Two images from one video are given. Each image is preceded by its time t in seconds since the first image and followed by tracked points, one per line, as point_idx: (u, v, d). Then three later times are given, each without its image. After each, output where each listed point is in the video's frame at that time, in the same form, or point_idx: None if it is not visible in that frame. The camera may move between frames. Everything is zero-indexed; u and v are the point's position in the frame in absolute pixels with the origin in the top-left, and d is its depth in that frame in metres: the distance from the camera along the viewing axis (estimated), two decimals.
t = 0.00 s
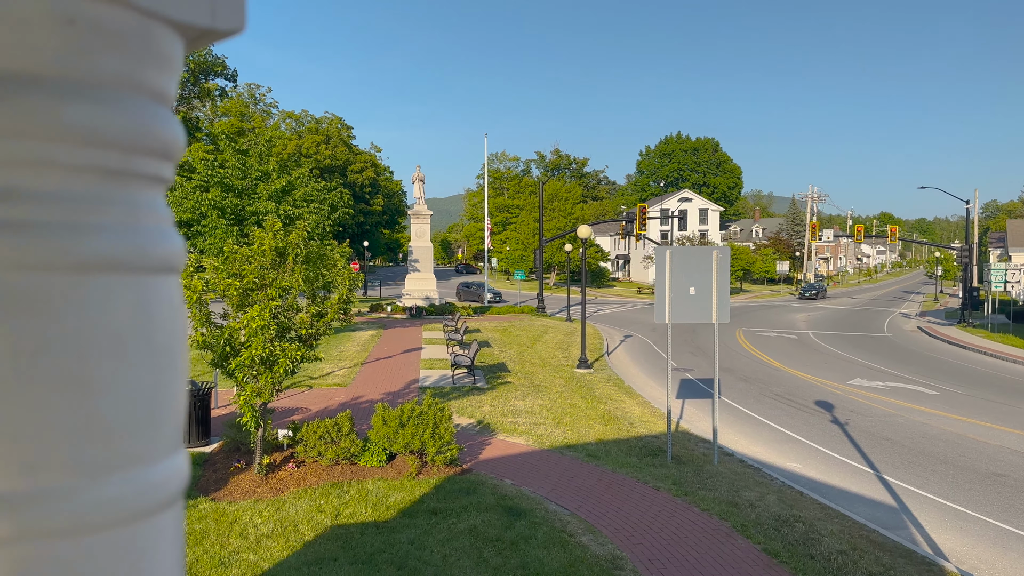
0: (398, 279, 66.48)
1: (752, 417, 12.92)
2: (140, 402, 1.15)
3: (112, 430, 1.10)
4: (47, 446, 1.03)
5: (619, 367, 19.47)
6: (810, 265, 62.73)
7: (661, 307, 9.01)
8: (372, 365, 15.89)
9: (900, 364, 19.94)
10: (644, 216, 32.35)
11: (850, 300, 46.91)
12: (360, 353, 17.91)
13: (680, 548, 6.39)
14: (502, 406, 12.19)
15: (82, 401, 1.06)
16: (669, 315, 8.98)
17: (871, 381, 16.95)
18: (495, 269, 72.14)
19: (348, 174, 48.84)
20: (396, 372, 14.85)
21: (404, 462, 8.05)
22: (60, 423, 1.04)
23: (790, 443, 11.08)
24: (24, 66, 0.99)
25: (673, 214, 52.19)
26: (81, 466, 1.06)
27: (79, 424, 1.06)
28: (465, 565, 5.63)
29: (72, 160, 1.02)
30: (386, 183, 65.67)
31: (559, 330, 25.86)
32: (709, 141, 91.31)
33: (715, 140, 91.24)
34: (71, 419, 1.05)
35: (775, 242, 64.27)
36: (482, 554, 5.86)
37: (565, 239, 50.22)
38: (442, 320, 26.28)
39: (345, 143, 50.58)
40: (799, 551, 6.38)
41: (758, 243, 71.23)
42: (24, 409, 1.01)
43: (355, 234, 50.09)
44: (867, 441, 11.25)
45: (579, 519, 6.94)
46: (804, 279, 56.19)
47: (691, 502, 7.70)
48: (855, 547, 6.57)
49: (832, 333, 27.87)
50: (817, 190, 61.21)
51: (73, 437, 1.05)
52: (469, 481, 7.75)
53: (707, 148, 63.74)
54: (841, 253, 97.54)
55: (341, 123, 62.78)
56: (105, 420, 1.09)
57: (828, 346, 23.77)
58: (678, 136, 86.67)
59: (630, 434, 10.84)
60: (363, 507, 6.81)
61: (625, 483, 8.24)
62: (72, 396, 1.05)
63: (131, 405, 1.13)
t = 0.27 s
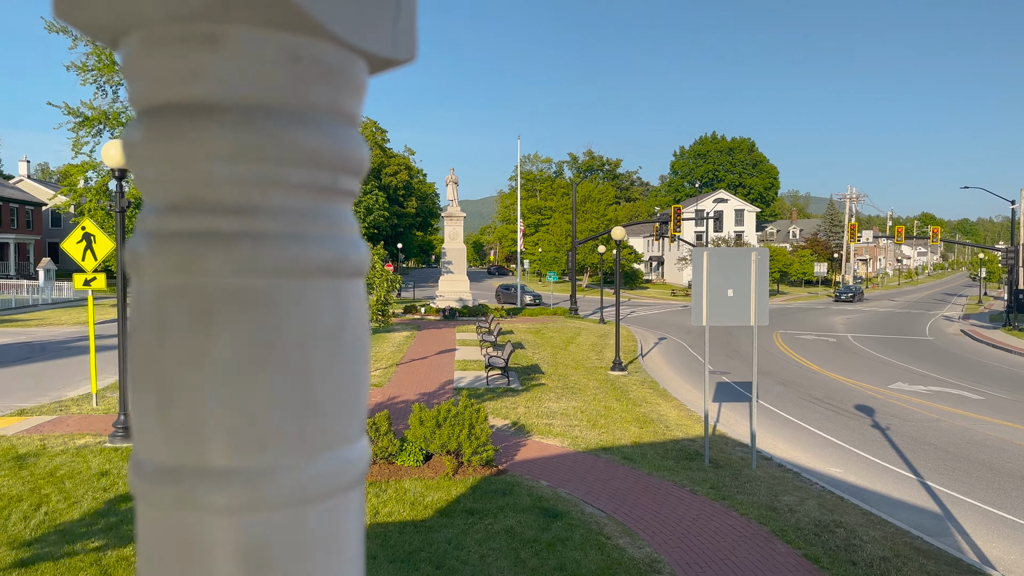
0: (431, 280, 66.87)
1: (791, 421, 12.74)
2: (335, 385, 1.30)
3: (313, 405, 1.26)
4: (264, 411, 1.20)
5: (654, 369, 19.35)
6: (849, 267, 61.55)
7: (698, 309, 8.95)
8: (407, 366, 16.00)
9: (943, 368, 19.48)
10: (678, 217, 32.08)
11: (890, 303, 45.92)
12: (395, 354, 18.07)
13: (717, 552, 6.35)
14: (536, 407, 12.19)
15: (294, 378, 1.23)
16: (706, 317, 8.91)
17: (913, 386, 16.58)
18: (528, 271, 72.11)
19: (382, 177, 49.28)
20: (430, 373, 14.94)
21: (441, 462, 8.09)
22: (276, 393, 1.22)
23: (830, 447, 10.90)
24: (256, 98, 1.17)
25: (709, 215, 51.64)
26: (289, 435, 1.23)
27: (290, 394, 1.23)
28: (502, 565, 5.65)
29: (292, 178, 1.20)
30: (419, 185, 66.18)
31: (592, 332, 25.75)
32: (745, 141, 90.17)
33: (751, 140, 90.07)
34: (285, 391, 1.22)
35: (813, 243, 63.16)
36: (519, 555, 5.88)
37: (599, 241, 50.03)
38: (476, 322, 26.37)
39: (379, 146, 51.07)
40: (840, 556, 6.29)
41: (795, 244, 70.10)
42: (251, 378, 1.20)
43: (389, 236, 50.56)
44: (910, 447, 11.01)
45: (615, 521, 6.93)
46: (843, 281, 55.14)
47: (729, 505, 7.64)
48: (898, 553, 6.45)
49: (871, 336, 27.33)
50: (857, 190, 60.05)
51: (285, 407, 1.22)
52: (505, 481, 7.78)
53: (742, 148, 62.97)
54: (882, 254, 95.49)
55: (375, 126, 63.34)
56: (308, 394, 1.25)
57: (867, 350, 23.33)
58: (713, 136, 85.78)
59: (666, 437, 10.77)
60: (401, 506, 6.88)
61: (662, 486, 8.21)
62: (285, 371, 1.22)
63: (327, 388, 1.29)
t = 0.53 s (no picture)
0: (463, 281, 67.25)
1: (829, 424, 12.54)
2: (527, 370, 1.09)
3: (507, 389, 1.05)
4: (453, 393, 0.99)
5: (688, 371, 19.21)
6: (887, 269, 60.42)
7: (736, 310, 8.85)
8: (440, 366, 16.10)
9: (987, 372, 19.02)
10: (712, 217, 31.80)
11: (931, 305, 44.96)
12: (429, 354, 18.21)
13: (758, 556, 6.28)
14: (570, 409, 12.17)
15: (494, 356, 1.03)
16: (743, 318, 8.81)
17: (956, 389, 16.22)
18: (558, 272, 72.13)
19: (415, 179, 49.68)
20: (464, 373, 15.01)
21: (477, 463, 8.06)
22: (465, 375, 1.00)
23: (870, 452, 10.71)
24: (454, 99, 0.97)
25: (743, 215, 51.08)
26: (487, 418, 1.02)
27: (482, 379, 1.01)
28: (539, 566, 5.66)
29: (480, 173, 0.99)
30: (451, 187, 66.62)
31: (625, 333, 25.66)
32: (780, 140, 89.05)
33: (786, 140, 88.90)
34: (477, 374, 1.01)
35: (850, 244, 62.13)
36: (555, 555, 5.88)
37: (630, 242, 49.84)
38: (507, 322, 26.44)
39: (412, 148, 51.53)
40: (883, 562, 6.18)
41: (832, 245, 69.02)
42: (441, 355, 0.99)
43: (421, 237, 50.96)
44: (954, 452, 10.76)
45: (653, 524, 6.89)
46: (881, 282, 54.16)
47: (768, 509, 7.54)
48: (942, 560, 6.31)
49: (911, 339, 26.80)
50: (895, 190, 58.93)
51: (479, 393, 1.01)
52: (542, 483, 7.78)
53: (777, 147, 62.23)
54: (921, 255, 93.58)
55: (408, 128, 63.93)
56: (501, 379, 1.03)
57: (908, 353, 22.87)
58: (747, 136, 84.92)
59: (702, 440, 10.67)
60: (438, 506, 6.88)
61: (699, 489, 8.14)
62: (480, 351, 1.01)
63: (518, 370, 1.07)
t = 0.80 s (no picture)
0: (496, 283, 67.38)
1: (871, 429, 12.31)
2: (701, 366, 1.12)
3: (694, 383, 1.07)
4: (640, 385, 1.02)
5: (724, 374, 19.00)
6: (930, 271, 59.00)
7: (776, 312, 8.73)
8: (475, 367, 16.15)
9: None
10: (749, 218, 31.38)
11: (976, 308, 43.78)
12: (463, 355, 18.28)
13: (801, 562, 6.18)
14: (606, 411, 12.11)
15: (677, 351, 1.05)
16: (784, 321, 8.67)
17: (1003, 394, 15.79)
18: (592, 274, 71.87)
19: (449, 181, 49.93)
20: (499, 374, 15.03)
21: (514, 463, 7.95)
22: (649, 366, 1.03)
23: (914, 457, 10.48)
24: (648, 102, 1.02)
25: (780, 216, 50.34)
26: (667, 413, 1.05)
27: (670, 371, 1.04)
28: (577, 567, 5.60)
29: (666, 170, 1.03)
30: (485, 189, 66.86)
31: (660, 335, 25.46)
32: (819, 140, 87.56)
33: (825, 139, 87.37)
34: (660, 366, 1.04)
35: (891, 245, 60.81)
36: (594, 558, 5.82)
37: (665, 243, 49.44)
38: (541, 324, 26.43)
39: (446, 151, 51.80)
40: (929, 571, 6.04)
41: (872, 247, 67.63)
42: (627, 347, 1.02)
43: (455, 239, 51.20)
44: (1002, 459, 10.47)
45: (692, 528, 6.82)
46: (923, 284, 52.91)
47: (809, 515, 7.41)
48: (991, 569, 6.16)
49: (955, 342, 26.14)
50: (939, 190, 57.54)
51: (665, 385, 1.04)
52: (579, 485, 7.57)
53: (815, 147, 61.21)
54: (966, 257, 91.16)
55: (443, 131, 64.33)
56: (683, 370, 1.06)
57: (952, 356, 22.31)
58: (784, 136, 83.68)
59: (741, 444, 10.55)
60: (475, 505, 6.83)
61: (739, 493, 8.04)
62: (665, 343, 1.04)
63: (698, 360, 1.10)
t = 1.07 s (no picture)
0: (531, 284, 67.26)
1: (917, 434, 12.01)
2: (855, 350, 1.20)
3: (848, 357, 1.16)
4: (804, 366, 1.11)
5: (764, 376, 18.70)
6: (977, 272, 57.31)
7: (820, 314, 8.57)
8: (511, 368, 16.14)
9: None
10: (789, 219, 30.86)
11: None
12: (499, 356, 18.29)
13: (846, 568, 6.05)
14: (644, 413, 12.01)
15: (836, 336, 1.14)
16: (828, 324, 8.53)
17: None
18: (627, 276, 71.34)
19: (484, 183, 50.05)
20: (535, 376, 15.00)
21: (552, 465, 7.91)
22: (811, 347, 1.12)
23: (962, 463, 10.20)
24: (813, 84, 1.11)
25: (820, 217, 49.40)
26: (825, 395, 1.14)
27: (825, 350, 1.13)
28: (618, 570, 5.55)
29: (831, 155, 1.12)
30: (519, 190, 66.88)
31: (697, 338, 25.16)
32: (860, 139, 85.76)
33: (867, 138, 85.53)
34: (821, 346, 1.13)
35: (936, 246, 59.24)
36: (635, 561, 5.77)
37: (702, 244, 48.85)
38: (576, 325, 26.31)
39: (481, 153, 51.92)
40: None
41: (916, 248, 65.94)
42: (792, 331, 1.11)
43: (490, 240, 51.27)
44: None
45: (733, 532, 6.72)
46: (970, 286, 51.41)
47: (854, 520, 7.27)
48: None
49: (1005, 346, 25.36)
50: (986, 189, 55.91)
51: (822, 364, 1.13)
52: (617, 487, 7.48)
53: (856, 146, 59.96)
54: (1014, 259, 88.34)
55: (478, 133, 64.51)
56: (838, 350, 1.15)
57: (1001, 360, 21.65)
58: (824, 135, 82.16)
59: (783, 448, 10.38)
60: (515, 506, 6.82)
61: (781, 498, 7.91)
62: (827, 325, 1.13)
63: (853, 341, 1.19)
